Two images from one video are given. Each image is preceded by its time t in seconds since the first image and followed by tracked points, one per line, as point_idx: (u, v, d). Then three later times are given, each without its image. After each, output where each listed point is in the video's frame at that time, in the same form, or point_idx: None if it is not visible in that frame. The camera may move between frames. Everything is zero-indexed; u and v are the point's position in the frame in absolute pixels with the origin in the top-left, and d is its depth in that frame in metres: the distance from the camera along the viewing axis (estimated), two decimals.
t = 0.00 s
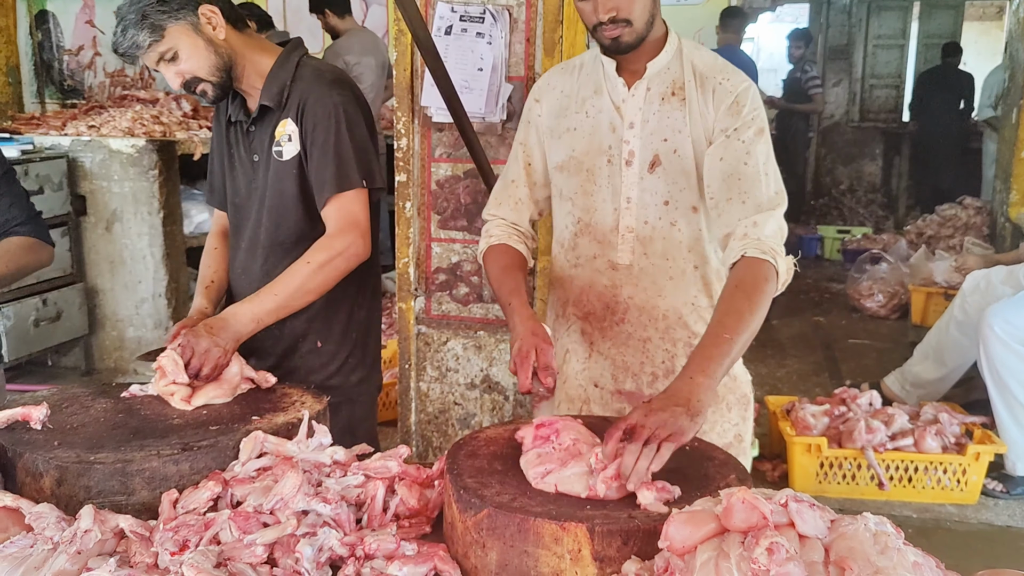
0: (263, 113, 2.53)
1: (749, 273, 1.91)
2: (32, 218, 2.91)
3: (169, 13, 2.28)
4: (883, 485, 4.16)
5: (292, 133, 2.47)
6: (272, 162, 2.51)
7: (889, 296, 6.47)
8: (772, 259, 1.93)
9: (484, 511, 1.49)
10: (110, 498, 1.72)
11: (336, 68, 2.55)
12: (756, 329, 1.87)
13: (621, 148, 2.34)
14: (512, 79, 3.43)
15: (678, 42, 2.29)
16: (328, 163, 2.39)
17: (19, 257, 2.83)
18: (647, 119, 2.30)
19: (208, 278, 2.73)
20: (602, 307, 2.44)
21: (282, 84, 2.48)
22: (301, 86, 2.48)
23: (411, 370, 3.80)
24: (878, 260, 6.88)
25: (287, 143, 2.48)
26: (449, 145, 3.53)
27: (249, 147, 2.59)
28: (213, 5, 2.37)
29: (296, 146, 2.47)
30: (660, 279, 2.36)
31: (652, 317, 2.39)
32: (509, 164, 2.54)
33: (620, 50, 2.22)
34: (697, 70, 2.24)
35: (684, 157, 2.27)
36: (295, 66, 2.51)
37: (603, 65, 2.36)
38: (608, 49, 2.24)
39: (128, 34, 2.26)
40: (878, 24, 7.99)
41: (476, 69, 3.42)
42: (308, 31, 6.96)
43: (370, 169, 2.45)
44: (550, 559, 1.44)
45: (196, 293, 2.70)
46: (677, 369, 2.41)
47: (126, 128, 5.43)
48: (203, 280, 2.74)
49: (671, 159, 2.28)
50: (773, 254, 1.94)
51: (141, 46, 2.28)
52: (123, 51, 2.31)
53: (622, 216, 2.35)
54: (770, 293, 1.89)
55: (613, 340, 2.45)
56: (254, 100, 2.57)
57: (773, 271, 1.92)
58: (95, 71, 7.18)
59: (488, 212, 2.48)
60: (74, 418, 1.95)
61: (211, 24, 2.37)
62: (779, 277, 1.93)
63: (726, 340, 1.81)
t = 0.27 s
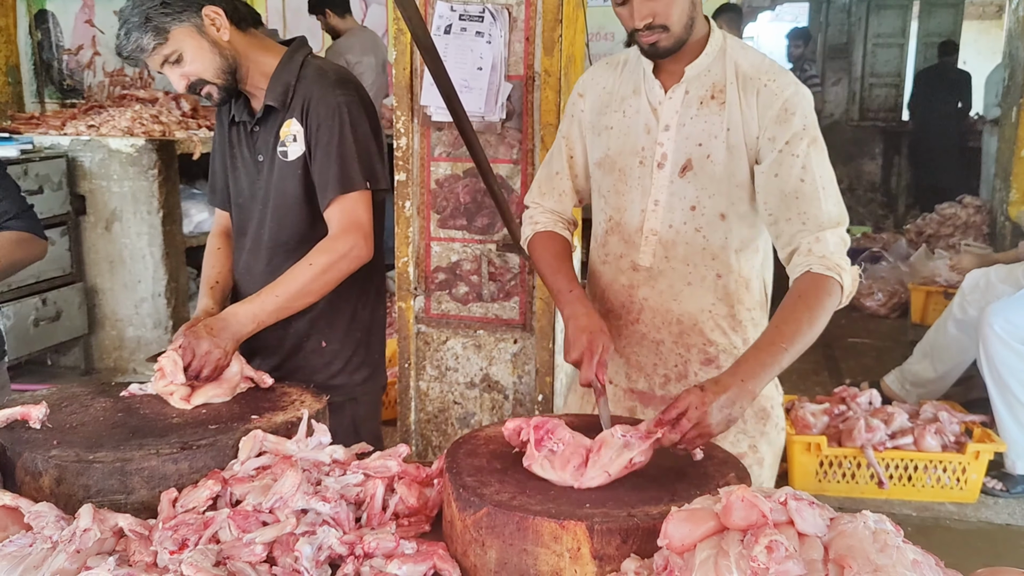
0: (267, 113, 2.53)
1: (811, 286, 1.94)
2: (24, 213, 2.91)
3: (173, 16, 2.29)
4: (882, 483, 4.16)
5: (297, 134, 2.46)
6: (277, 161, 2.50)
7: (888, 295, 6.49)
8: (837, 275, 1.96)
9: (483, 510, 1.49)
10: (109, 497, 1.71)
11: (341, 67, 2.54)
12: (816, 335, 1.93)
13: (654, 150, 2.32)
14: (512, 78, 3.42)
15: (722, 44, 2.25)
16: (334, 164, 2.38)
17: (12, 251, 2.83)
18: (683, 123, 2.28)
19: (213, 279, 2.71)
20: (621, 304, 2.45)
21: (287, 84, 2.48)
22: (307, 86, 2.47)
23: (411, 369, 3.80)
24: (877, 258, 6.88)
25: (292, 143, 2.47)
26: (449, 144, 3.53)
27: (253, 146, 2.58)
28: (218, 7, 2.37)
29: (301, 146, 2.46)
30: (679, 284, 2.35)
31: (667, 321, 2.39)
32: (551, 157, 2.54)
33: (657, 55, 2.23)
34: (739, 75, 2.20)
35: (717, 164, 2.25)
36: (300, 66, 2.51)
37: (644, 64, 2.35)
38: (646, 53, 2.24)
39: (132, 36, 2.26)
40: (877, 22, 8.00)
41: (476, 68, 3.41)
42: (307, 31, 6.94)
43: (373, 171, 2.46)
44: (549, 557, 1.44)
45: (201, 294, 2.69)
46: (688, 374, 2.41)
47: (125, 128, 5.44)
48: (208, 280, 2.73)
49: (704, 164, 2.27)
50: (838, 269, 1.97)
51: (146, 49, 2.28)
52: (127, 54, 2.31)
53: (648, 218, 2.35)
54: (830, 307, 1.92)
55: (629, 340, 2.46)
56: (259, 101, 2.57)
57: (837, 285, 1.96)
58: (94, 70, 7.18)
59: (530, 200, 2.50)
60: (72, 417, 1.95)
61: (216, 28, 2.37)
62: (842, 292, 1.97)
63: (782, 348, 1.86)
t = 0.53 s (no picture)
0: (274, 111, 2.53)
1: (816, 293, 1.95)
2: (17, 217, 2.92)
3: (187, 7, 2.28)
4: (881, 482, 4.16)
5: (303, 133, 2.47)
6: (282, 160, 2.51)
7: (887, 294, 6.50)
8: (843, 283, 1.97)
9: (481, 510, 1.49)
10: (107, 498, 1.72)
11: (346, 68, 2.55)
12: (815, 339, 1.94)
13: (679, 151, 2.32)
14: (510, 77, 3.42)
15: (746, 44, 2.25)
16: (337, 163, 2.39)
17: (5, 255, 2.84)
18: (708, 123, 2.28)
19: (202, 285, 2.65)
20: (639, 306, 2.46)
21: (296, 81, 2.49)
22: (316, 86, 2.48)
23: (409, 369, 3.80)
24: (876, 257, 6.88)
25: (297, 142, 2.47)
26: (447, 144, 3.53)
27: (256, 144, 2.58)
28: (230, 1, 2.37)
29: (306, 145, 2.47)
30: (700, 285, 2.36)
31: (687, 321, 2.40)
32: (571, 160, 2.50)
33: (678, 54, 2.23)
34: (764, 76, 2.21)
35: (742, 164, 2.25)
36: (310, 64, 2.52)
37: (670, 65, 2.35)
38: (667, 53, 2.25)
39: (144, 26, 2.25)
40: (876, 22, 7.98)
41: (474, 69, 3.41)
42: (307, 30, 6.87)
43: (377, 175, 2.46)
44: (547, 558, 1.45)
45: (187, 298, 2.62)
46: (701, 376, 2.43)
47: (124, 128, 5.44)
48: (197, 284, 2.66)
49: (728, 164, 2.27)
50: (846, 277, 1.98)
51: (157, 39, 2.27)
52: (138, 42, 2.30)
53: (672, 218, 2.34)
54: (832, 313, 1.94)
55: (646, 339, 2.48)
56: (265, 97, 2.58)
57: (842, 293, 1.96)
58: (93, 71, 7.18)
59: (547, 203, 2.43)
60: (71, 418, 1.95)
61: (227, 21, 2.37)
62: (847, 299, 1.97)
63: (777, 351, 1.89)
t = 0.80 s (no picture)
0: (274, 109, 2.52)
1: (801, 287, 2.01)
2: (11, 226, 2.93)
3: None
4: (880, 481, 4.16)
5: (305, 133, 2.47)
6: (282, 160, 2.50)
7: (886, 293, 6.52)
8: (832, 275, 2.01)
9: (480, 508, 1.49)
10: (106, 497, 1.72)
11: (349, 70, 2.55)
12: (799, 334, 2.00)
13: (671, 147, 2.32)
14: (509, 76, 3.42)
15: (739, 43, 2.26)
16: (342, 165, 2.39)
17: None
18: (701, 121, 2.28)
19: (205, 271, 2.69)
20: (634, 304, 2.43)
21: (299, 82, 2.49)
22: (320, 87, 2.48)
23: (409, 368, 3.80)
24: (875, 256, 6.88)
25: (299, 142, 2.47)
26: (446, 142, 3.53)
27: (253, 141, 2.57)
28: None
29: (309, 146, 2.46)
30: (694, 281, 2.35)
31: (682, 319, 2.39)
32: (546, 141, 2.47)
33: (674, 53, 2.24)
34: (757, 75, 2.22)
35: (735, 162, 2.26)
36: (313, 66, 2.52)
37: (662, 61, 2.34)
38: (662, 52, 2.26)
39: (150, 16, 2.24)
40: (876, 21, 7.99)
41: (473, 67, 3.40)
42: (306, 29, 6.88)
43: (380, 178, 2.47)
44: (546, 556, 1.45)
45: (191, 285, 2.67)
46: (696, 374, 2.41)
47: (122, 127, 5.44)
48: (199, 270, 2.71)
49: (722, 162, 2.27)
50: (834, 270, 2.01)
51: (162, 30, 2.26)
52: (141, 33, 2.28)
53: (665, 215, 2.33)
54: (819, 306, 1.99)
55: (641, 339, 2.45)
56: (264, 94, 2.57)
57: (830, 289, 2.00)
58: (92, 70, 7.18)
59: (518, 186, 2.44)
60: (70, 417, 1.95)
61: (236, 17, 2.38)
62: (836, 293, 2.01)
63: (759, 342, 1.95)
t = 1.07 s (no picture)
0: (266, 108, 2.51)
1: (738, 292, 2.03)
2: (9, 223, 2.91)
3: None
4: (880, 480, 4.16)
5: (301, 133, 2.46)
6: (277, 159, 2.50)
7: (886, 292, 6.51)
8: (767, 283, 2.05)
9: (479, 508, 1.49)
10: (106, 497, 1.71)
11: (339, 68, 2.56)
12: (733, 338, 2.01)
13: (634, 145, 2.35)
14: (508, 75, 3.42)
15: (700, 41, 2.29)
16: (342, 161, 2.39)
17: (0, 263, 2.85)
18: (662, 118, 2.31)
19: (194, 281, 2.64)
20: (604, 303, 2.47)
21: (293, 80, 2.48)
22: (310, 87, 2.50)
23: (408, 368, 3.80)
24: (875, 255, 6.87)
25: (294, 142, 2.47)
26: (446, 142, 3.53)
27: (243, 139, 2.57)
28: None
29: (305, 145, 2.46)
30: (662, 278, 2.38)
31: (652, 317, 2.42)
32: (523, 147, 2.54)
33: (637, 48, 2.24)
34: (717, 73, 2.25)
35: (696, 158, 2.28)
36: (305, 66, 2.51)
37: (625, 60, 2.37)
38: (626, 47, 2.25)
39: (145, 15, 2.21)
40: (875, 19, 7.96)
41: (472, 66, 3.40)
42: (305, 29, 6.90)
43: (380, 175, 2.46)
44: (545, 556, 1.45)
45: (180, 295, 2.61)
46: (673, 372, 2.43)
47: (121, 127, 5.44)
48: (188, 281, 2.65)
49: (682, 159, 2.29)
50: (769, 278, 2.05)
51: (157, 28, 2.24)
52: (136, 32, 2.24)
53: (629, 211, 2.36)
54: (752, 312, 2.01)
55: (613, 337, 2.49)
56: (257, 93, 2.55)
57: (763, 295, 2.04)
58: (91, 70, 7.18)
59: (501, 190, 2.52)
60: (69, 417, 1.95)
61: (229, 14, 2.37)
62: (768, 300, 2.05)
63: (699, 348, 1.95)
